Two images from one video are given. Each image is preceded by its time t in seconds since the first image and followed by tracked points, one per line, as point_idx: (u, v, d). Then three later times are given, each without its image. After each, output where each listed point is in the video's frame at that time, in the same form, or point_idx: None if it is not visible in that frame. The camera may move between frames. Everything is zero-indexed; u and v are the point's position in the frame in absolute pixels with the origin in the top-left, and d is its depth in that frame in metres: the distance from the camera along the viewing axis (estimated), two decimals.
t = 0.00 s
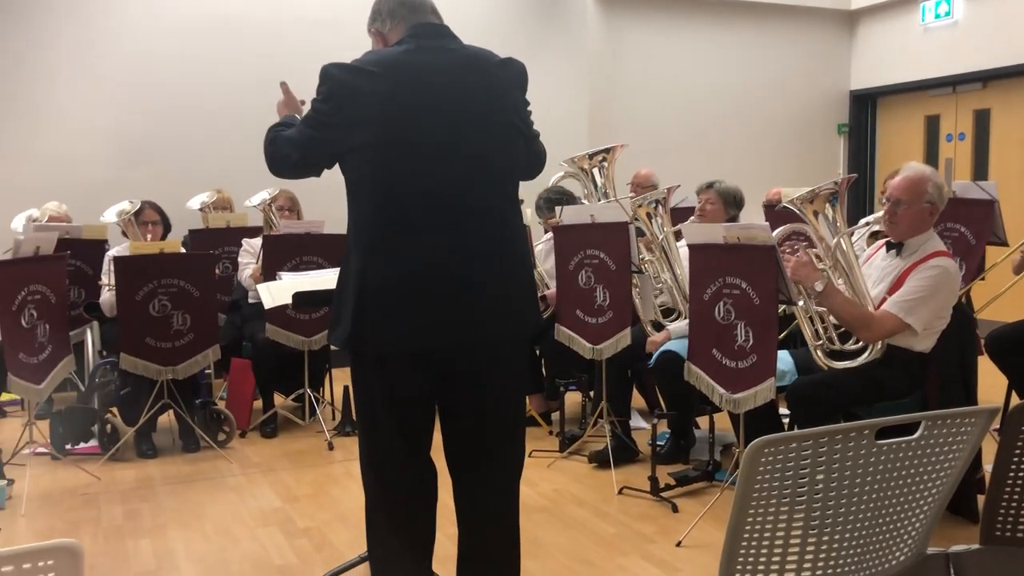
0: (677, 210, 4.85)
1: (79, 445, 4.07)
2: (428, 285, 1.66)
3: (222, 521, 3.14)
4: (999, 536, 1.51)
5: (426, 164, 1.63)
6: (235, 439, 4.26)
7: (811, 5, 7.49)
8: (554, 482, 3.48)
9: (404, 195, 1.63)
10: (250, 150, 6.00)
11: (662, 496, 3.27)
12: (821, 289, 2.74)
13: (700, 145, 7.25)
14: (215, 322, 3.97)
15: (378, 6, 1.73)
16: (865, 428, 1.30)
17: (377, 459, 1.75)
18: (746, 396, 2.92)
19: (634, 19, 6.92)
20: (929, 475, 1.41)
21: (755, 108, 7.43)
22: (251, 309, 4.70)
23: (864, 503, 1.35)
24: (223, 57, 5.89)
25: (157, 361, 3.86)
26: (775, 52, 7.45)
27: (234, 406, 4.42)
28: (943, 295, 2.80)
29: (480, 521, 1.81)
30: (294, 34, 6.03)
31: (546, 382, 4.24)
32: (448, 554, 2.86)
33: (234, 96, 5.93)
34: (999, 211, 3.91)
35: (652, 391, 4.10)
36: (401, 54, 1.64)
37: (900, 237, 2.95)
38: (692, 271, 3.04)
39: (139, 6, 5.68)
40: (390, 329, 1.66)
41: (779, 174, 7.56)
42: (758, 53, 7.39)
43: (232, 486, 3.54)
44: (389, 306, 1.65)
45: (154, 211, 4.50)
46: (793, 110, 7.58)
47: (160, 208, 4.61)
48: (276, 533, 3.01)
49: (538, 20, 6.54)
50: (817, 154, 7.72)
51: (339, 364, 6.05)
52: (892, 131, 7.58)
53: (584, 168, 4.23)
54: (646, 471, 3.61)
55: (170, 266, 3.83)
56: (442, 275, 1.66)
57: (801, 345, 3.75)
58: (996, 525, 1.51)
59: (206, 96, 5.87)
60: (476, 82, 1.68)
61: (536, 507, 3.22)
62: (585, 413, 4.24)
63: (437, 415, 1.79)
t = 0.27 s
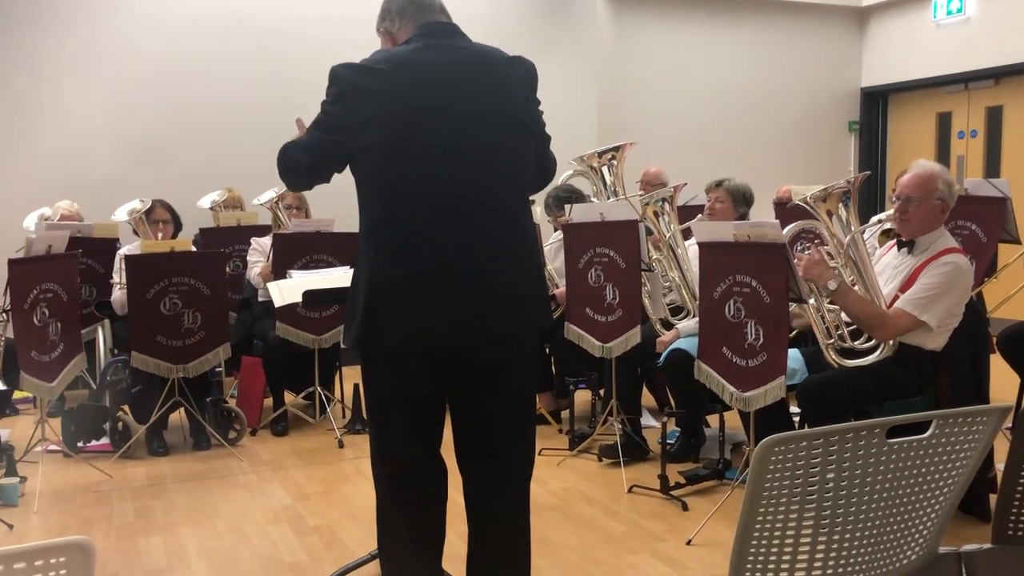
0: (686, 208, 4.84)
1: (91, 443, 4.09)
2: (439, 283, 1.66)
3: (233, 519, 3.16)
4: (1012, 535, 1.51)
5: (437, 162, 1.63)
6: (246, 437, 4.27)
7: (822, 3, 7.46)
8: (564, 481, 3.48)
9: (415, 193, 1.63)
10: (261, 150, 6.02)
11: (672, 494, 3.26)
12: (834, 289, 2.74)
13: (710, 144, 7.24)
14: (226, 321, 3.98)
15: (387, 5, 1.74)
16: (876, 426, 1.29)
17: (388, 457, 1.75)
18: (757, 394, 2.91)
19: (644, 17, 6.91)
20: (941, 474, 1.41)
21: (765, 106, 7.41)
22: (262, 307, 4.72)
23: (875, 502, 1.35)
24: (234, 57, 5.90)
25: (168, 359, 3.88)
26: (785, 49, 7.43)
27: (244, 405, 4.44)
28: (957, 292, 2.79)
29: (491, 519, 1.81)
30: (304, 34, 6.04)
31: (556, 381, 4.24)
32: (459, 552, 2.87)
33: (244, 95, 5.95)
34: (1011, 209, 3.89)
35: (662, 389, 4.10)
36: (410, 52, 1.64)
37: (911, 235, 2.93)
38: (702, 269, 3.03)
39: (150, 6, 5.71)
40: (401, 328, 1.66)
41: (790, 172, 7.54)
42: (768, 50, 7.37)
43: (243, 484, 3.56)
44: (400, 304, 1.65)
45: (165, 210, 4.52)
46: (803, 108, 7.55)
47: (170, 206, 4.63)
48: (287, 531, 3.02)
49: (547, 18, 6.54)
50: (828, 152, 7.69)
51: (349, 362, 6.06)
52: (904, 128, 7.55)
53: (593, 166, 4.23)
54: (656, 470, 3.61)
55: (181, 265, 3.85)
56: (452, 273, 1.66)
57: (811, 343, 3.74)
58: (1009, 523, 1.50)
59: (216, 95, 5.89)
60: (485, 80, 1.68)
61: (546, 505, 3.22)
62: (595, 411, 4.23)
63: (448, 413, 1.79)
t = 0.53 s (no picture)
0: (692, 206, 4.84)
1: (99, 441, 4.11)
2: (446, 280, 1.66)
3: (240, 516, 3.17)
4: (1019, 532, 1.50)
5: (443, 159, 1.64)
6: (252, 434, 4.28)
7: None
8: (570, 479, 3.48)
9: (421, 191, 1.63)
10: (266, 148, 6.02)
11: (679, 492, 3.26)
12: (841, 286, 2.73)
13: (716, 142, 7.22)
14: (233, 318, 3.99)
15: (393, 4, 1.74)
16: (883, 424, 1.29)
17: (395, 453, 1.76)
18: (763, 392, 2.91)
19: (650, 15, 6.90)
20: (948, 471, 1.40)
21: (772, 104, 7.39)
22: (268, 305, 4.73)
23: (882, 500, 1.35)
24: (240, 56, 5.91)
25: (175, 357, 3.89)
26: (791, 47, 7.41)
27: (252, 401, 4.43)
28: (964, 290, 2.78)
29: (498, 516, 1.81)
30: (310, 32, 6.05)
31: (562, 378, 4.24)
32: (465, 550, 2.87)
33: (250, 94, 5.96)
34: (1019, 206, 3.88)
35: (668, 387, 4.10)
36: (417, 50, 1.64)
37: (915, 234, 2.92)
38: (708, 267, 3.03)
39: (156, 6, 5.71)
40: (408, 325, 1.66)
41: (796, 170, 7.51)
42: (774, 48, 7.35)
43: (250, 481, 3.57)
44: (406, 301, 1.66)
45: (172, 208, 4.54)
46: (810, 106, 7.53)
47: (178, 204, 4.64)
48: (294, 528, 3.03)
49: (553, 16, 6.53)
50: (835, 151, 7.67)
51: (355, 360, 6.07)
52: (911, 126, 7.53)
53: (600, 164, 4.23)
54: (662, 468, 3.61)
55: (187, 263, 3.86)
56: (459, 270, 1.67)
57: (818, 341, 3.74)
58: (1016, 521, 1.50)
59: (222, 94, 5.90)
60: (492, 77, 1.68)
61: (553, 503, 3.22)
62: (601, 409, 4.23)
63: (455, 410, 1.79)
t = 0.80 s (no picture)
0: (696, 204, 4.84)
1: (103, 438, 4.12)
2: (450, 276, 1.66)
3: (245, 513, 3.17)
4: None
5: (448, 156, 1.64)
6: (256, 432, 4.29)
7: None
8: (573, 477, 3.48)
9: (426, 188, 1.63)
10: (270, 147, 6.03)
11: (682, 491, 3.26)
12: (846, 284, 2.70)
13: (720, 140, 7.22)
14: (237, 316, 4.00)
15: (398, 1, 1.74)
16: (887, 423, 1.29)
17: (399, 450, 1.76)
18: (767, 391, 2.91)
19: (654, 13, 6.90)
20: (952, 470, 1.40)
21: (776, 102, 7.38)
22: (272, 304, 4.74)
23: (886, 498, 1.35)
24: (244, 55, 5.92)
25: (179, 355, 3.89)
26: (796, 45, 7.39)
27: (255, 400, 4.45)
28: (967, 288, 2.77)
29: (502, 514, 1.82)
30: (314, 30, 6.05)
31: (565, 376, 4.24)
32: (469, 547, 2.87)
33: (254, 93, 5.96)
34: None
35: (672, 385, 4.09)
36: (421, 48, 1.64)
37: (917, 230, 2.92)
38: (712, 265, 3.03)
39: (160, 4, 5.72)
40: (412, 323, 1.66)
41: (800, 169, 7.50)
42: (778, 46, 7.34)
43: (254, 479, 3.57)
44: (410, 299, 1.66)
45: (176, 206, 4.55)
46: (814, 105, 7.52)
47: (181, 202, 4.65)
48: (298, 526, 3.03)
49: (557, 14, 6.52)
50: (839, 149, 7.65)
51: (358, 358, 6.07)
52: (915, 124, 7.52)
53: (604, 162, 4.23)
54: (666, 466, 3.61)
55: (191, 261, 3.86)
56: (464, 267, 1.67)
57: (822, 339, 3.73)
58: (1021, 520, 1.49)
59: (226, 93, 5.90)
60: (497, 74, 1.68)
61: (556, 501, 3.22)
62: (604, 407, 4.23)
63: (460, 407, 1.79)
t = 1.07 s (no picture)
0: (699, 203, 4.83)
1: (106, 436, 4.12)
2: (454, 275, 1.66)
3: (247, 512, 3.18)
4: None
5: (452, 154, 1.63)
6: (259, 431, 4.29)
7: None
8: (576, 475, 3.48)
9: (430, 186, 1.63)
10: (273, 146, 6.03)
11: (684, 490, 3.26)
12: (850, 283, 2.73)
13: (723, 139, 7.21)
14: (240, 315, 4.00)
15: None
16: (890, 421, 1.29)
17: (402, 448, 1.76)
18: (770, 390, 2.90)
19: (657, 12, 6.89)
20: (955, 469, 1.40)
21: (778, 101, 7.37)
22: (275, 303, 4.75)
23: (889, 497, 1.34)
24: (247, 54, 5.92)
25: (182, 353, 3.89)
26: (799, 44, 7.39)
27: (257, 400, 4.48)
28: (970, 286, 2.77)
29: (504, 512, 1.82)
30: (317, 28, 6.05)
31: (568, 375, 4.24)
32: (471, 546, 2.88)
33: (257, 92, 5.96)
34: None
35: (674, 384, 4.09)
36: (426, 46, 1.64)
37: (921, 228, 2.91)
38: (715, 263, 3.03)
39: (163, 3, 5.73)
40: (416, 321, 1.66)
41: (803, 168, 7.49)
42: (781, 45, 7.33)
43: (257, 477, 3.58)
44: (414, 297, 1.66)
45: (179, 204, 4.55)
46: (817, 104, 7.51)
47: (184, 201, 4.65)
48: (300, 524, 3.04)
49: (560, 13, 6.51)
50: (842, 148, 7.64)
51: (360, 357, 6.07)
52: (918, 123, 7.51)
53: (606, 160, 4.20)
54: (668, 465, 3.61)
55: (195, 259, 3.87)
56: (468, 266, 1.67)
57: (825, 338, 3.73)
58: None
59: (229, 92, 5.91)
60: (501, 73, 1.68)
61: (559, 499, 3.22)
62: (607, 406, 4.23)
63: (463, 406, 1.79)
